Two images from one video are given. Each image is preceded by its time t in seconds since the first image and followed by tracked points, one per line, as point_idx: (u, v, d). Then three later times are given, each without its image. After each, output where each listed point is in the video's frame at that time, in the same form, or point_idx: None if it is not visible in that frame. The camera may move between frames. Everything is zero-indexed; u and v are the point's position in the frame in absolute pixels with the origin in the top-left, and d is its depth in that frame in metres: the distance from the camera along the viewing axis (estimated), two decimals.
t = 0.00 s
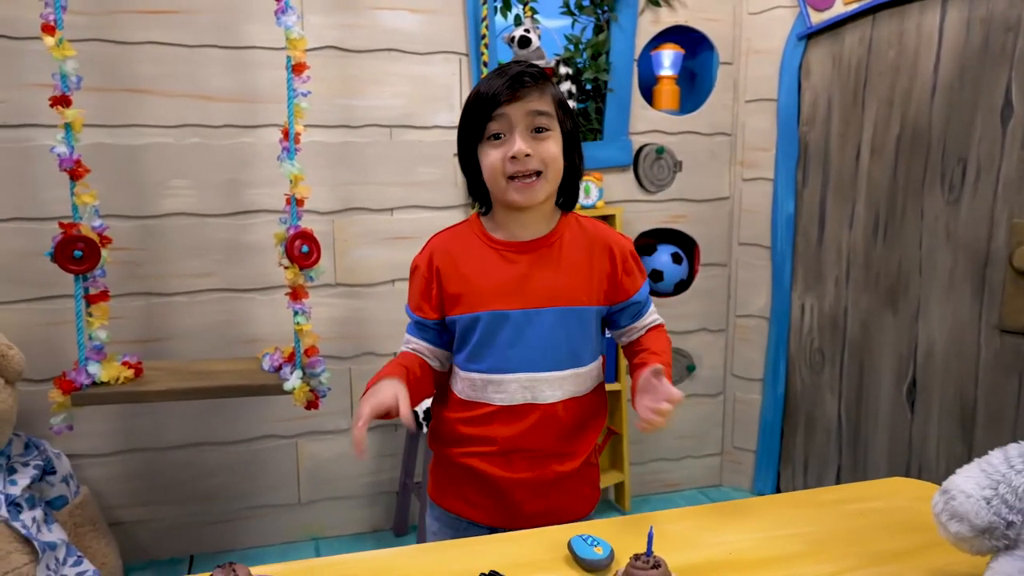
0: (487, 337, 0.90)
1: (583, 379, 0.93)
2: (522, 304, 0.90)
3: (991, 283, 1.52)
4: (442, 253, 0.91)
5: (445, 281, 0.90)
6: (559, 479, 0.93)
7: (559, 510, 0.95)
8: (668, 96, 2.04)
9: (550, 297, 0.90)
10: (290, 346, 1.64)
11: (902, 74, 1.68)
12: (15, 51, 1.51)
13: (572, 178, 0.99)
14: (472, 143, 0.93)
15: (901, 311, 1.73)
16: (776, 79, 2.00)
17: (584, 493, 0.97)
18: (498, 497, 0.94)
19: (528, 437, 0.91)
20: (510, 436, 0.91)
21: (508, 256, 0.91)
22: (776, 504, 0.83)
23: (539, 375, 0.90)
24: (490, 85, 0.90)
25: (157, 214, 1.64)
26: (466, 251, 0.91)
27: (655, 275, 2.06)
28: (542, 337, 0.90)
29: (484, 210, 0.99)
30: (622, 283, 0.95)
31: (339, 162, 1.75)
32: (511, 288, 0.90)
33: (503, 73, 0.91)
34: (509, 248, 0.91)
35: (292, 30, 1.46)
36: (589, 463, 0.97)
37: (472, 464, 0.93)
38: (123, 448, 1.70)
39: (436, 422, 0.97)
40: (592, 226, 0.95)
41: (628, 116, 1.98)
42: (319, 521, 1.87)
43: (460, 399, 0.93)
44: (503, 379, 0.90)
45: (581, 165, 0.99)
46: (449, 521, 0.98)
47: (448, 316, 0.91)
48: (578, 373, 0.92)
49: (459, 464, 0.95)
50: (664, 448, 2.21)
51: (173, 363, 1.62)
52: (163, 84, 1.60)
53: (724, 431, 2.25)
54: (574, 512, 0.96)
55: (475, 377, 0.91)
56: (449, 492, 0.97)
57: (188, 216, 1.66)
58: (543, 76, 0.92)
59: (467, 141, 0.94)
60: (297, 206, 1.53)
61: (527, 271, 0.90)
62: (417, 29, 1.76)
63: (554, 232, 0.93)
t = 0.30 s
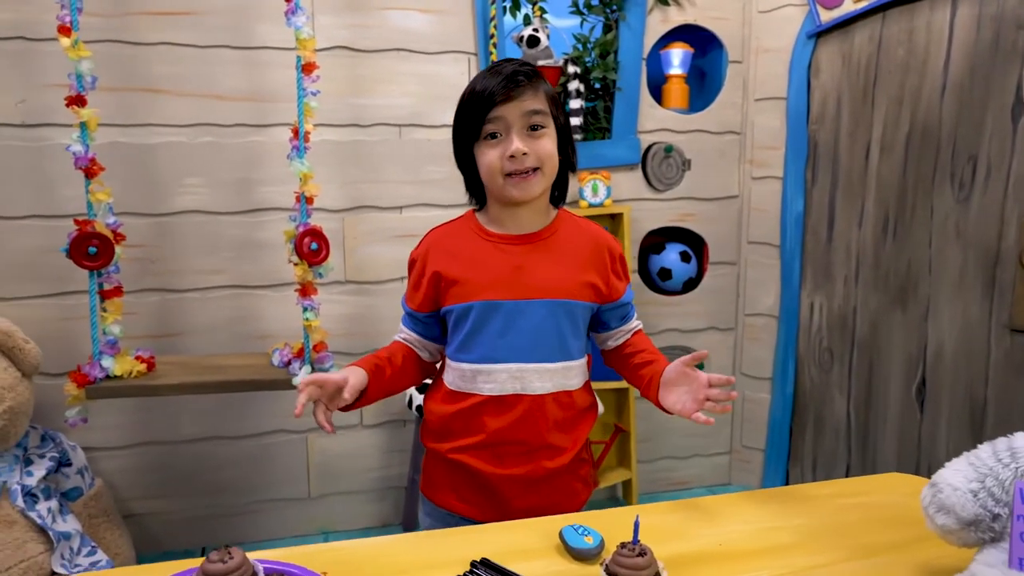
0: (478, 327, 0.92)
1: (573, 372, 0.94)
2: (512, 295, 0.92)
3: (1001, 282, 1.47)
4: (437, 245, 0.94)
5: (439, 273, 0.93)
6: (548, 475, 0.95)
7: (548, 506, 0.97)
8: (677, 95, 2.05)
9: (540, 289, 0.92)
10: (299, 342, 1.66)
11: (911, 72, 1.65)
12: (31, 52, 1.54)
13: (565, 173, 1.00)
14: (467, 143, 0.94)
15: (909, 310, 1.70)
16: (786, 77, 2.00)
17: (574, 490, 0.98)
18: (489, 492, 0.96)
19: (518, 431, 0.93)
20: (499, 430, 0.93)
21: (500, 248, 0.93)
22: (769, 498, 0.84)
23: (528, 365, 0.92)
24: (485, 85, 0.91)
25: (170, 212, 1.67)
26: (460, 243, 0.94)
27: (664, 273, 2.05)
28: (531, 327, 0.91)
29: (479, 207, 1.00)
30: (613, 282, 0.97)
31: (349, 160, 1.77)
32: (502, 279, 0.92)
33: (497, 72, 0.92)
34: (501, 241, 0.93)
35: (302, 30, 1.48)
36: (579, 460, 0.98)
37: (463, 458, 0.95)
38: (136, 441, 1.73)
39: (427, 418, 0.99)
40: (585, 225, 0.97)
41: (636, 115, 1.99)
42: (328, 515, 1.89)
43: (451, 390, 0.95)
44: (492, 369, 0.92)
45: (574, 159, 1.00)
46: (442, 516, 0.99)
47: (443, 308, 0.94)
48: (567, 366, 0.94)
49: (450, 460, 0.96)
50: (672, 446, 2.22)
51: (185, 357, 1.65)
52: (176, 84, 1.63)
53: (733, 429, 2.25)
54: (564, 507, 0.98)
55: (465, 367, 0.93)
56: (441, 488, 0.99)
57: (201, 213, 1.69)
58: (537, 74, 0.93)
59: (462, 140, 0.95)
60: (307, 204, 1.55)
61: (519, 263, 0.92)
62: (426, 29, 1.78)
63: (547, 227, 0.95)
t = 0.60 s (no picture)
0: (476, 323, 0.94)
1: (569, 365, 0.96)
2: (508, 291, 0.94)
3: (1006, 282, 1.46)
4: (434, 245, 0.96)
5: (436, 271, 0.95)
6: (546, 468, 0.96)
7: (546, 500, 0.98)
8: (683, 94, 2.05)
9: (536, 284, 0.94)
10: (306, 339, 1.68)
11: (917, 72, 1.64)
12: (45, 54, 1.57)
13: (557, 171, 1.02)
14: (459, 142, 0.96)
15: (915, 309, 1.68)
16: (791, 77, 2.00)
17: (573, 484, 1.00)
18: (488, 485, 0.97)
19: (516, 424, 0.95)
20: (498, 424, 0.95)
21: (496, 245, 0.95)
22: (761, 492, 0.85)
23: (525, 359, 0.94)
24: (477, 85, 0.92)
25: (180, 210, 1.69)
26: (457, 242, 0.96)
27: (668, 272, 2.07)
28: (527, 322, 0.93)
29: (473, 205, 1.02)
30: (608, 276, 0.99)
31: (356, 160, 1.79)
32: (498, 275, 0.94)
33: (489, 73, 0.93)
34: (497, 237, 0.95)
35: (308, 31, 1.50)
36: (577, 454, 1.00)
37: (462, 453, 0.97)
38: (146, 436, 1.76)
39: (427, 414, 1.01)
40: (579, 220, 0.99)
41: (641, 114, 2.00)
42: (334, 510, 1.91)
43: (449, 387, 0.98)
44: (490, 364, 0.94)
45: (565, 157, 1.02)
46: (442, 509, 1.01)
47: (440, 306, 0.97)
48: (564, 359, 0.95)
49: (449, 455, 0.98)
50: (677, 445, 2.23)
51: (193, 354, 1.67)
52: (185, 84, 1.66)
53: (737, 428, 2.26)
54: (562, 501, 0.99)
55: (463, 362, 0.95)
56: (441, 482, 1.00)
57: (210, 211, 1.71)
58: (528, 75, 0.95)
59: (455, 139, 0.96)
60: (313, 202, 1.57)
61: (515, 259, 0.94)
62: (432, 30, 1.80)
63: (541, 225, 0.97)
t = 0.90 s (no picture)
0: (483, 321, 1.00)
1: (575, 360, 1.02)
2: (515, 290, 0.99)
3: (1012, 282, 1.45)
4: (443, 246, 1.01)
5: (444, 272, 1.00)
6: (553, 463, 1.01)
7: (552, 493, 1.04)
8: (688, 95, 2.06)
9: (541, 282, 1.00)
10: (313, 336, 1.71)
11: (922, 72, 1.64)
12: (59, 56, 1.60)
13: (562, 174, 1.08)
14: (466, 147, 0.99)
15: (920, 309, 1.68)
16: (796, 77, 2.01)
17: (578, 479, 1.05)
18: (496, 479, 1.02)
19: (524, 420, 1.00)
20: (506, 419, 1.00)
21: (502, 245, 1.00)
22: (754, 486, 0.86)
23: (531, 356, 0.99)
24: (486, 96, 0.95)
25: (190, 209, 1.72)
26: (465, 244, 1.00)
27: (674, 272, 2.08)
28: (532, 319, 0.99)
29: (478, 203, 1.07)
30: (611, 274, 1.04)
31: (363, 160, 1.81)
32: (505, 275, 0.99)
33: (499, 84, 0.96)
34: (503, 237, 1.00)
35: (316, 33, 1.53)
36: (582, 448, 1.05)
37: (471, 447, 1.02)
38: (157, 432, 1.79)
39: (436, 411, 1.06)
40: (583, 219, 1.05)
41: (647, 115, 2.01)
42: (341, 506, 1.94)
43: (457, 383, 1.03)
44: (497, 360, 0.99)
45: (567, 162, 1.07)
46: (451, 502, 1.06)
47: (448, 304, 1.02)
48: (569, 355, 1.01)
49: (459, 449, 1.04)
50: (682, 444, 2.24)
51: (203, 351, 1.70)
52: (195, 86, 1.69)
53: (743, 428, 2.26)
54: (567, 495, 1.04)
55: (470, 359, 1.00)
56: (451, 476, 1.06)
57: (220, 210, 1.74)
58: (536, 87, 0.98)
59: (462, 144, 1.00)
60: (320, 202, 1.59)
61: (520, 259, 1.00)
62: (439, 32, 1.82)
63: (545, 226, 1.02)
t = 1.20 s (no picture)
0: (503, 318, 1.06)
1: (587, 358, 1.10)
2: (534, 289, 1.06)
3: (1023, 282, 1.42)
4: (466, 244, 1.05)
5: (467, 269, 1.04)
6: (560, 453, 1.11)
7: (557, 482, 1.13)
8: (698, 94, 2.06)
9: (558, 282, 1.06)
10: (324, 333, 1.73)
11: (933, 71, 1.62)
12: (78, 58, 1.64)
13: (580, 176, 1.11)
14: (483, 147, 1.03)
15: (930, 308, 1.66)
16: (807, 77, 2.00)
17: (580, 471, 1.15)
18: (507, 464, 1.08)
19: (537, 413, 1.09)
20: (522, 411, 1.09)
21: (524, 246, 1.05)
22: (749, 481, 0.87)
23: (546, 353, 1.07)
24: (503, 100, 0.98)
25: (204, 208, 1.75)
26: (489, 243, 1.05)
27: (683, 271, 2.09)
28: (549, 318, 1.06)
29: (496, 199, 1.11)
30: (625, 274, 1.12)
31: (374, 159, 1.84)
32: (525, 275, 1.05)
33: (517, 89, 0.98)
34: (524, 238, 1.05)
35: (327, 34, 1.55)
36: (586, 443, 1.14)
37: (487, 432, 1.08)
38: (171, 426, 1.82)
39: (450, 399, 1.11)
40: (600, 220, 1.11)
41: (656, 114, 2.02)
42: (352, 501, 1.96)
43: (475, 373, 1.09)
44: (514, 356, 1.07)
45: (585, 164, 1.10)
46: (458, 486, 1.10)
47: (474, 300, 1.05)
48: (582, 353, 1.09)
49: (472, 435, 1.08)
50: (692, 442, 2.24)
51: (216, 347, 1.73)
52: (209, 87, 1.72)
53: (753, 427, 2.26)
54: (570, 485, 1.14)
55: (485, 353, 1.07)
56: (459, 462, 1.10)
57: (233, 209, 1.77)
58: (553, 92, 1.00)
59: (479, 145, 1.04)
60: (331, 201, 1.62)
61: (539, 260, 1.06)
62: (449, 32, 1.84)
63: (563, 225, 1.08)
